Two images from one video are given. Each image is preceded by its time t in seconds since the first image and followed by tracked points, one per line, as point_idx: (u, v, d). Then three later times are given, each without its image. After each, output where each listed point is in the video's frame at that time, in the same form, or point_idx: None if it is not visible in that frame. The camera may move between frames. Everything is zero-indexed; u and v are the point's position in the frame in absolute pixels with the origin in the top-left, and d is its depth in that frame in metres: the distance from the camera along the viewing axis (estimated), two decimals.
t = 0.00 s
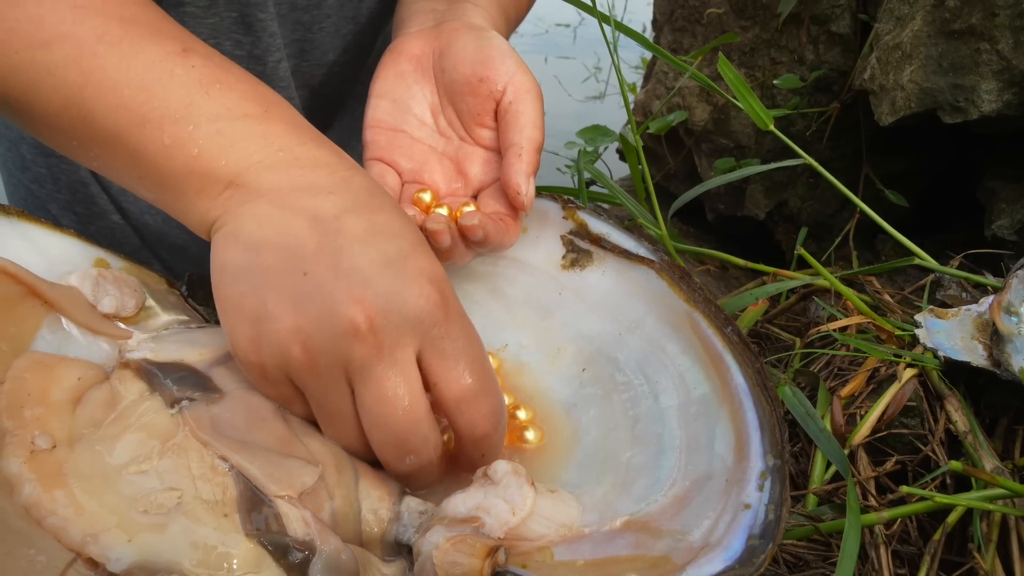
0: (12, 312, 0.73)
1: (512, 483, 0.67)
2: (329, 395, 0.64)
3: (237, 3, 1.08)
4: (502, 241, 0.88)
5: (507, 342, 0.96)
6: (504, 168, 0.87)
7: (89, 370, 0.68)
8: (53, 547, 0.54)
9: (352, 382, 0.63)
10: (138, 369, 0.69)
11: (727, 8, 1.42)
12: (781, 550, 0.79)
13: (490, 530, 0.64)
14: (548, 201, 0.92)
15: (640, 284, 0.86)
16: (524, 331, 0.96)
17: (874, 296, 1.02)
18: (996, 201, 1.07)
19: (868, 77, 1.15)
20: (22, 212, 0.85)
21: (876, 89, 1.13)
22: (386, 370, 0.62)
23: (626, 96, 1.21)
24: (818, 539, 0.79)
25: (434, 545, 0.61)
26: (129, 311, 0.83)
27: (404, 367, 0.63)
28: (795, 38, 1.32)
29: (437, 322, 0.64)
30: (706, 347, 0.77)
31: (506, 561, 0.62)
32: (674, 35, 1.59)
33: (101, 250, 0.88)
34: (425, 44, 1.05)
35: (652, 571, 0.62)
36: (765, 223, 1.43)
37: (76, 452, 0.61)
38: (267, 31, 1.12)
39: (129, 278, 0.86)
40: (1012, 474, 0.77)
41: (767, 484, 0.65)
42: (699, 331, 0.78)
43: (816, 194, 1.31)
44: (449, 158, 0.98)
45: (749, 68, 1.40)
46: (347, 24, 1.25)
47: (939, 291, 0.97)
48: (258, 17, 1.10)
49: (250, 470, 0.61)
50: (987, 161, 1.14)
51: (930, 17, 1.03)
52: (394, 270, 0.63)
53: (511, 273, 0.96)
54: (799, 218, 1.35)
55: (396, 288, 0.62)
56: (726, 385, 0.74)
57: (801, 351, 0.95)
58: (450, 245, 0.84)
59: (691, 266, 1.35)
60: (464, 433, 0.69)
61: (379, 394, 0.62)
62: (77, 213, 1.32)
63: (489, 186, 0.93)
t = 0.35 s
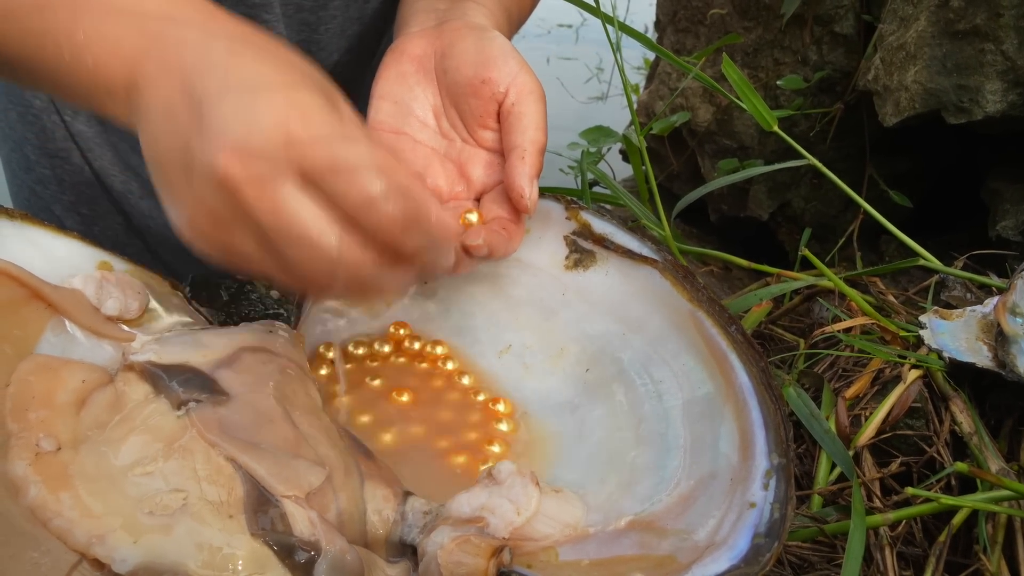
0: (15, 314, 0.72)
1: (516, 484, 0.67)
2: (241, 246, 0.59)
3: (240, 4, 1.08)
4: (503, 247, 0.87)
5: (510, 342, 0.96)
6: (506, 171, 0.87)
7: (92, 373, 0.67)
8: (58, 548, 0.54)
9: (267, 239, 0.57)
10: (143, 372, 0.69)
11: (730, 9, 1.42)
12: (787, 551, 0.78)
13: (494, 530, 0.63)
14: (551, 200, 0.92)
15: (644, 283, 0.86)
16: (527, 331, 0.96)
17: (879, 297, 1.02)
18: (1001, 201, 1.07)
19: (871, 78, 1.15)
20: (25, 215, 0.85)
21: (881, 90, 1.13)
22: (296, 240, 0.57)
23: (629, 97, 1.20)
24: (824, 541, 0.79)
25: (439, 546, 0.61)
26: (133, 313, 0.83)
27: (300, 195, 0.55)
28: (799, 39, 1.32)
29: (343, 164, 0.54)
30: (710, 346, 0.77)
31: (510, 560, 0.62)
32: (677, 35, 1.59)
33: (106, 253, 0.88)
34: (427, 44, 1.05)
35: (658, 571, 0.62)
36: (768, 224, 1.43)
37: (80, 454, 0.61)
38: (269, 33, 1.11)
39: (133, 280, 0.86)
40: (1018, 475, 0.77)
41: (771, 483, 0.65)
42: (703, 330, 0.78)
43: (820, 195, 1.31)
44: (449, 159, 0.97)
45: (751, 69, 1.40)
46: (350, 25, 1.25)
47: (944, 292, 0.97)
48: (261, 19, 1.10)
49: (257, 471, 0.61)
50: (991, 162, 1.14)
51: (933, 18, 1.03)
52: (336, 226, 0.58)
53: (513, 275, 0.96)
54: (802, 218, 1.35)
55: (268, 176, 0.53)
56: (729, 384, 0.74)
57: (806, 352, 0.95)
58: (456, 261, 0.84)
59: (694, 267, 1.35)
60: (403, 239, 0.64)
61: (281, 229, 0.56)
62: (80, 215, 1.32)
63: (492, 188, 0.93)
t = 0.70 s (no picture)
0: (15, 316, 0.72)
1: (517, 485, 0.68)
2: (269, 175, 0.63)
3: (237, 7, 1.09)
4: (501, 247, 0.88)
5: (511, 344, 0.96)
6: (500, 178, 0.87)
7: (94, 375, 0.69)
8: (59, 551, 0.54)
9: (268, 269, 0.57)
10: (145, 374, 0.69)
11: (731, 11, 1.42)
12: (788, 554, 0.78)
13: (495, 532, 0.64)
14: (551, 202, 0.93)
15: (644, 286, 0.86)
16: (528, 333, 0.96)
17: (879, 299, 1.02)
18: (1001, 204, 1.07)
19: (872, 80, 1.15)
20: (24, 216, 0.85)
21: (881, 92, 1.13)
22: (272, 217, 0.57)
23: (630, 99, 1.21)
24: (824, 543, 0.79)
25: (440, 549, 0.61)
26: (134, 315, 0.83)
27: (291, 195, 0.52)
28: (799, 41, 1.32)
29: (341, 162, 0.51)
30: (711, 348, 0.77)
31: (512, 562, 0.62)
32: (678, 38, 1.59)
33: (106, 255, 0.88)
34: (427, 47, 1.05)
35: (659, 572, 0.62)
36: (769, 226, 1.43)
37: (82, 456, 0.61)
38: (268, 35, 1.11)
39: (133, 282, 0.87)
40: (1018, 478, 0.77)
41: (771, 485, 0.65)
42: (703, 332, 0.78)
43: (821, 197, 1.32)
44: (447, 164, 0.98)
45: (752, 72, 1.40)
46: (350, 28, 1.25)
47: (945, 294, 0.97)
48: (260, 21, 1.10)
49: (258, 472, 0.62)
50: (993, 165, 1.14)
51: (934, 21, 1.04)
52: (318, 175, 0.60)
53: (512, 275, 0.96)
54: (803, 220, 1.35)
55: (262, 168, 0.50)
56: (729, 387, 0.74)
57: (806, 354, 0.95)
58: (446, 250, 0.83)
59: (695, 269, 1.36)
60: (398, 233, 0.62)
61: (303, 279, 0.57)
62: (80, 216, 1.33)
63: (488, 195, 0.94)
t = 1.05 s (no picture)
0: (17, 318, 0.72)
1: (519, 489, 0.67)
2: (332, 419, 0.64)
3: (238, 11, 1.09)
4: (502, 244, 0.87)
5: (512, 347, 0.96)
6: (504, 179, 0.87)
7: (97, 377, 0.69)
8: (61, 554, 0.55)
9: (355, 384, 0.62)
10: (146, 377, 0.69)
11: (731, 14, 1.42)
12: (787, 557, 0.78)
13: (497, 536, 0.64)
14: (552, 206, 0.93)
15: (645, 290, 0.86)
16: (529, 337, 0.96)
17: (879, 302, 1.02)
18: (1000, 207, 1.08)
19: (871, 84, 1.15)
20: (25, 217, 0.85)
21: (880, 96, 1.13)
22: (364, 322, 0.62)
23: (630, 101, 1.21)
24: (824, 546, 0.79)
25: (441, 552, 0.61)
26: (136, 317, 0.83)
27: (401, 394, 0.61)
28: (799, 44, 1.33)
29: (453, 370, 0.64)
30: (712, 353, 0.77)
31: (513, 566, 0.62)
32: (678, 41, 1.59)
33: (108, 257, 0.88)
34: (428, 51, 1.05)
35: None
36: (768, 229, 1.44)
37: (84, 459, 0.61)
38: (268, 39, 1.12)
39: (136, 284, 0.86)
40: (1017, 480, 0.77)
41: (772, 490, 0.65)
42: (705, 336, 0.78)
43: (820, 200, 1.32)
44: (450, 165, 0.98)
45: (752, 75, 1.41)
46: (350, 31, 1.25)
47: (944, 297, 0.98)
48: (260, 26, 1.10)
49: (256, 475, 0.62)
50: (992, 169, 1.15)
51: (933, 25, 1.04)
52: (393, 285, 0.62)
53: (513, 279, 0.96)
54: (803, 223, 1.36)
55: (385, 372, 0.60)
56: (730, 392, 0.74)
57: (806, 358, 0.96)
58: (452, 248, 0.83)
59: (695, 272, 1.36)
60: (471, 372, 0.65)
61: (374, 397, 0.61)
62: (79, 219, 1.33)
63: (493, 195, 0.94)
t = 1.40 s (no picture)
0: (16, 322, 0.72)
1: (517, 491, 0.68)
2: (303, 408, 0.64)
3: (233, 12, 1.09)
4: (505, 255, 0.88)
5: (510, 350, 0.97)
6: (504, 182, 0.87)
7: (94, 380, 0.69)
8: (60, 557, 0.55)
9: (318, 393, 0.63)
10: (142, 378, 0.70)
11: (729, 16, 1.42)
12: (785, 558, 0.79)
13: (496, 538, 0.64)
14: (551, 208, 0.93)
15: (644, 291, 0.86)
16: (528, 339, 0.97)
17: (878, 304, 1.02)
18: (998, 209, 1.08)
19: (870, 86, 1.15)
20: (23, 219, 0.85)
21: (879, 98, 1.14)
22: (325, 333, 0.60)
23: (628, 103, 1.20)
24: (823, 548, 0.79)
25: (440, 554, 0.61)
26: (134, 320, 0.83)
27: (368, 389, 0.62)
28: (798, 46, 1.33)
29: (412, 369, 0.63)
30: (711, 355, 0.77)
31: (512, 569, 0.62)
32: (677, 43, 1.59)
33: (107, 260, 0.88)
34: (425, 54, 1.05)
35: None
36: (767, 230, 1.44)
37: (82, 462, 0.61)
38: (264, 41, 1.12)
39: (135, 287, 0.86)
40: (1015, 482, 0.77)
41: (771, 491, 0.65)
42: (703, 338, 0.78)
43: (819, 202, 1.32)
44: (449, 169, 0.98)
45: (750, 77, 1.41)
46: (348, 32, 1.25)
47: (943, 299, 0.98)
48: (256, 27, 1.10)
49: (252, 477, 0.62)
50: (991, 170, 1.15)
51: (932, 27, 1.04)
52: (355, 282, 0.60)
53: (512, 282, 0.97)
54: (802, 225, 1.36)
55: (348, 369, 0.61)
56: (729, 393, 0.74)
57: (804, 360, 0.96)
58: (454, 263, 0.85)
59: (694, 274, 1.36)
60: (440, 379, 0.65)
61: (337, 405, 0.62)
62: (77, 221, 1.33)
63: (492, 198, 0.94)
